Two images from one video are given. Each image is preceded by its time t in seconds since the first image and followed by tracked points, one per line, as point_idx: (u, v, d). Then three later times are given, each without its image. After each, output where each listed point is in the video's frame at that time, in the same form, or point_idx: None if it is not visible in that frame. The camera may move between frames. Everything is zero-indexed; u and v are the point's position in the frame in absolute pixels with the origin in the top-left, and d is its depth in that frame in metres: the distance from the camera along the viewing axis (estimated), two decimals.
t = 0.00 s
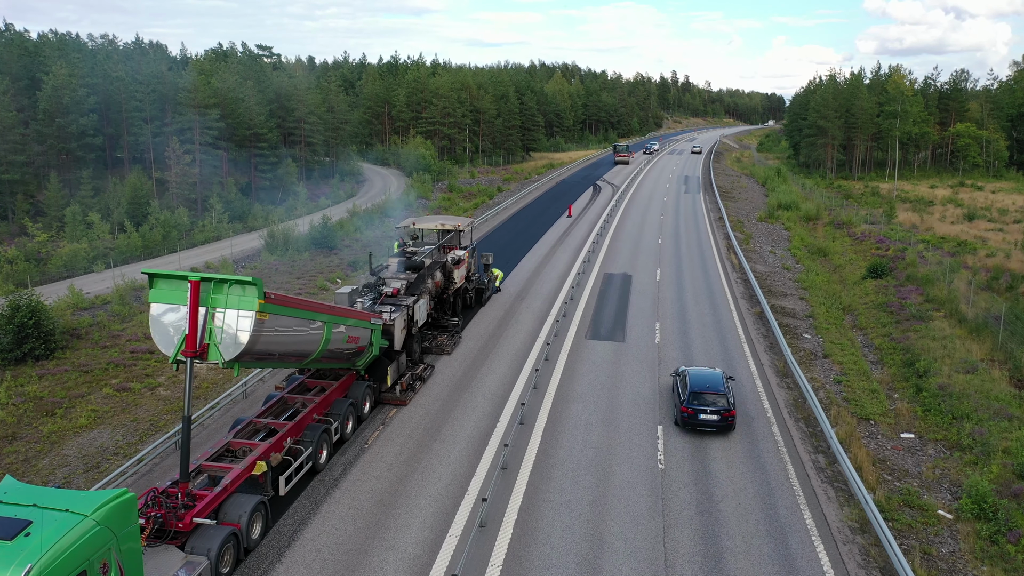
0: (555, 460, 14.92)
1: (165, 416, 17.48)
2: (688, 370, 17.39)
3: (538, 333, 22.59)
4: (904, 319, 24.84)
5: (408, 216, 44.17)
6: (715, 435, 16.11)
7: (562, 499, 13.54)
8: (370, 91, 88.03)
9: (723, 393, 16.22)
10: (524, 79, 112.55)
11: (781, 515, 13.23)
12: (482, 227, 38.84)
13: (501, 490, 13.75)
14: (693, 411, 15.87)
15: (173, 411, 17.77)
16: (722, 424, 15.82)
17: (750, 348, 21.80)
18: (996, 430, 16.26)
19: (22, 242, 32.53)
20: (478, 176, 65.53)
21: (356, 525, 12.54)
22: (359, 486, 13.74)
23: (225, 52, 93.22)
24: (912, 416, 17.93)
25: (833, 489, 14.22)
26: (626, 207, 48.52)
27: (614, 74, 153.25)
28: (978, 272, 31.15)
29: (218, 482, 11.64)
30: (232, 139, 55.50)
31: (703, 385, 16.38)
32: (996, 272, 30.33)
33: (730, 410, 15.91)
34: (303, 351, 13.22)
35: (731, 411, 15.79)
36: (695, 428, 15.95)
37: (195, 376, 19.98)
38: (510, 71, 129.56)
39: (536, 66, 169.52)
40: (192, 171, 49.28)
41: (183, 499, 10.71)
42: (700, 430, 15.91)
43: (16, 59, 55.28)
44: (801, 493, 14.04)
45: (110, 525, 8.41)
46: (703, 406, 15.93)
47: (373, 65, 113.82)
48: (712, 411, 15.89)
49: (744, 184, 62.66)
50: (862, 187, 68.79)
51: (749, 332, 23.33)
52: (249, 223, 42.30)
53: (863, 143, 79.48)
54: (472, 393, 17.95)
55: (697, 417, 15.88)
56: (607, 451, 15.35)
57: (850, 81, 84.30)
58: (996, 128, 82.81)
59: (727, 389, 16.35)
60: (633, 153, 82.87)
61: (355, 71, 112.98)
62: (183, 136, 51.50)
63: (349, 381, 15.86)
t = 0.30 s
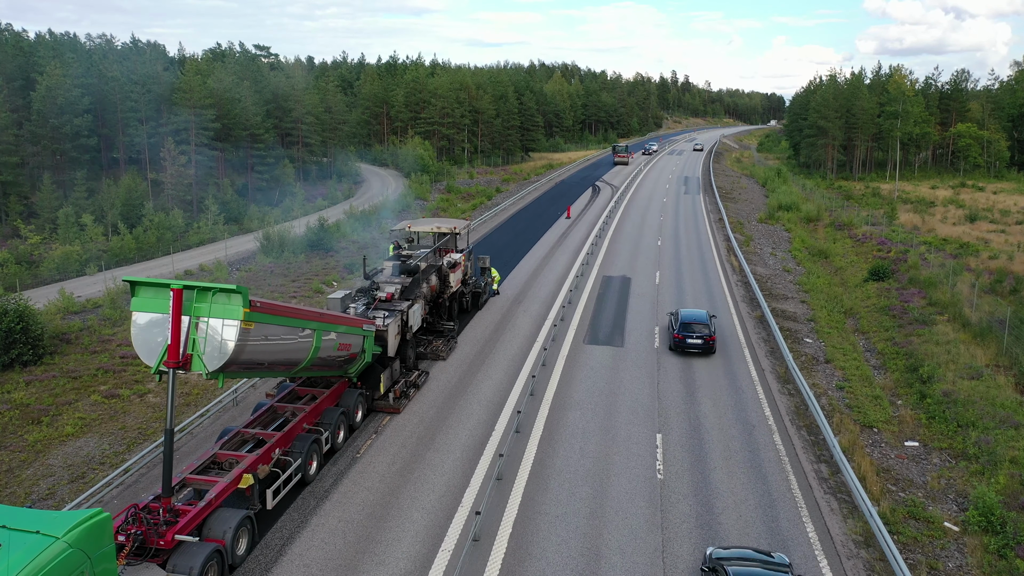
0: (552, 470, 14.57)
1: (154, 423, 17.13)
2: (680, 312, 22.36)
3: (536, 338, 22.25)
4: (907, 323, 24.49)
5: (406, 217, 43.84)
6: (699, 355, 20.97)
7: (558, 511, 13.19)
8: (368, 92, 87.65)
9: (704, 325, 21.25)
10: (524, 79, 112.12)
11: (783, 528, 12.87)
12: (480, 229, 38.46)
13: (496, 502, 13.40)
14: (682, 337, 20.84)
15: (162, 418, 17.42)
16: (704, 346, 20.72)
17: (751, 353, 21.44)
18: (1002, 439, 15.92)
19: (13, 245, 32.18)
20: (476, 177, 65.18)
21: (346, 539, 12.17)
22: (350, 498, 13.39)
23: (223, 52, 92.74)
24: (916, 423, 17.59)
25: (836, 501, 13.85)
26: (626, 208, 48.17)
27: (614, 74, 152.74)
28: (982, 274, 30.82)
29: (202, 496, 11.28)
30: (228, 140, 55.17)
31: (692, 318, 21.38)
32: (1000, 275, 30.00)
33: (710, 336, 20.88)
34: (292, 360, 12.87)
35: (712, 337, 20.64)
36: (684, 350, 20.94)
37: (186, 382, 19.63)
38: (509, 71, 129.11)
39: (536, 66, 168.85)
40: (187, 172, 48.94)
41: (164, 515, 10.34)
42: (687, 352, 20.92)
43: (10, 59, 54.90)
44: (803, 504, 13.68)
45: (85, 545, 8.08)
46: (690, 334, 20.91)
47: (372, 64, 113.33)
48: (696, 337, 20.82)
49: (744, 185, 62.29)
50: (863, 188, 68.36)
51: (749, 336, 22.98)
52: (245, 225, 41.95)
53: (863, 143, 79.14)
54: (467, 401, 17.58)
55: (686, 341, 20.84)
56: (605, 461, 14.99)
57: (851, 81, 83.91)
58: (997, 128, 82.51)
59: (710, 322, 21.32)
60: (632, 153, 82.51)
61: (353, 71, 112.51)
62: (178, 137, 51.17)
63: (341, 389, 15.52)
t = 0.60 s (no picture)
0: (549, 482, 14.24)
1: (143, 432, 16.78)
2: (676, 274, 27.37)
3: (533, 343, 21.90)
4: (909, 328, 24.13)
5: (404, 219, 43.53)
6: (691, 308, 25.88)
7: (554, 525, 12.82)
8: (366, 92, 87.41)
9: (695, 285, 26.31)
10: (523, 79, 111.84)
11: (787, 543, 12.48)
12: (478, 231, 38.11)
13: (490, 516, 13.03)
14: (678, 292, 25.82)
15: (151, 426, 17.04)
16: (695, 300, 25.70)
17: (752, 359, 21.08)
18: (1009, 448, 15.58)
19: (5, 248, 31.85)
20: (475, 178, 64.88)
21: (336, 554, 11.80)
22: (341, 512, 13.01)
23: (220, 52, 92.33)
24: (920, 432, 17.24)
25: (840, 514, 13.47)
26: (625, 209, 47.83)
27: (613, 75, 152.41)
28: (985, 277, 30.48)
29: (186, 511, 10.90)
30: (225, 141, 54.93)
31: (686, 278, 26.38)
32: (1003, 278, 29.67)
33: (700, 292, 25.89)
34: (282, 370, 12.54)
35: (702, 292, 25.60)
36: (678, 303, 25.97)
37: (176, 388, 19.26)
38: (508, 72, 128.78)
39: (536, 66, 168.46)
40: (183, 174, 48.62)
41: (146, 534, 9.96)
42: (681, 304, 25.95)
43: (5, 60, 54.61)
44: (806, 517, 13.32)
45: (53, 570, 7.74)
46: (684, 290, 25.87)
47: (370, 65, 112.98)
48: (689, 292, 25.80)
49: (744, 186, 61.96)
50: (863, 189, 68.05)
51: (750, 342, 22.63)
52: (240, 227, 41.56)
53: (863, 144, 78.84)
54: (463, 409, 17.23)
55: (681, 296, 25.79)
56: (603, 472, 14.63)
57: (851, 81, 83.57)
58: (998, 129, 82.26)
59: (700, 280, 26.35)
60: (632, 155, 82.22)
61: (351, 71, 112.18)
62: (174, 138, 50.87)
63: (332, 397, 15.17)
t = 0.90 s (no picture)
0: (545, 494, 13.88)
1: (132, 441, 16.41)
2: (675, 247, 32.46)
3: (531, 348, 21.58)
4: (913, 333, 23.76)
5: (403, 221, 43.22)
6: (687, 274, 30.79)
7: (549, 539, 12.46)
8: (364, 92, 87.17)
9: (690, 256, 31.30)
10: (523, 79, 111.52)
11: (789, 558, 12.12)
12: (475, 233, 37.76)
13: (485, 529, 12.69)
14: (676, 261, 30.77)
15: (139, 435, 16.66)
16: (691, 267, 30.62)
17: (752, 365, 20.75)
18: (1016, 459, 15.23)
19: None
20: (473, 178, 64.58)
21: (326, 570, 11.46)
22: (332, 525, 12.67)
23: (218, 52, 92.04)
24: (925, 441, 16.90)
25: (843, 527, 13.11)
26: (624, 210, 47.47)
27: (613, 75, 151.93)
28: (988, 281, 30.13)
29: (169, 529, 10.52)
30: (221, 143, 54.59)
31: (683, 250, 31.47)
32: (1006, 282, 29.32)
33: (695, 262, 30.84)
34: (270, 381, 12.18)
35: (697, 261, 30.51)
36: (676, 270, 31.04)
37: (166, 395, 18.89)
38: (507, 72, 128.36)
39: (535, 67, 168.00)
40: (178, 175, 48.26)
41: (126, 553, 9.59)
42: (678, 271, 30.99)
43: None
44: (809, 531, 12.97)
45: None
46: (681, 259, 30.84)
47: (368, 65, 112.55)
48: (685, 262, 30.74)
49: (744, 187, 61.60)
50: (864, 190, 67.66)
51: (751, 347, 22.30)
52: (236, 229, 41.20)
53: (864, 144, 78.51)
54: (458, 418, 16.88)
55: (678, 264, 30.74)
56: (601, 483, 14.30)
57: (852, 81, 83.18)
58: (999, 129, 81.92)
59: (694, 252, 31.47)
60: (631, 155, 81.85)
61: (350, 71, 111.72)
62: (169, 140, 50.51)
63: (324, 407, 14.82)
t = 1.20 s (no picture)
0: (541, 507, 13.53)
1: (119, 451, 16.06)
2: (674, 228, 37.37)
3: (528, 354, 21.25)
4: (916, 338, 23.40)
5: (400, 222, 42.95)
6: (685, 250, 35.56)
7: (545, 555, 12.09)
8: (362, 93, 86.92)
9: (687, 235, 36.04)
10: (522, 79, 111.24)
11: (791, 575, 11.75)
12: (473, 235, 37.42)
13: (479, 544, 12.34)
14: (675, 239, 35.45)
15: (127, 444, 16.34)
16: (688, 244, 35.40)
17: (754, 372, 20.40)
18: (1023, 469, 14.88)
19: None
20: (472, 179, 64.27)
21: None
22: (321, 540, 12.31)
23: (216, 52, 91.69)
24: (930, 450, 16.55)
25: (847, 541, 12.75)
26: (623, 212, 47.13)
27: (613, 75, 151.60)
28: (992, 284, 29.77)
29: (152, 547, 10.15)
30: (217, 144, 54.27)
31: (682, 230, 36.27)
32: (1010, 285, 28.95)
33: (691, 239, 35.59)
34: (257, 393, 11.85)
35: (693, 239, 35.20)
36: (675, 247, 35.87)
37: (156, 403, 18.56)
38: (507, 72, 128.03)
39: (535, 67, 167.69)
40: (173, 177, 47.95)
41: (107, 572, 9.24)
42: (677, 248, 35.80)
43: None
44: (812, 545, 12.61)
45: None
46: (679, 238, 35.51)
47: (367, 65, 112.25)
48: (683, 239, 35.49)
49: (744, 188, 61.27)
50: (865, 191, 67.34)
51: (752, 352, 21.95)
52: (231, 231, 40.87)
53: (864, 145, 78.15)
54: (453, 427, 16.53)
55: (677, 242, 35.48)
56: (598, 495, 13.95)
57: (853, 81, 82.79)
58: (1001, 130, 81.55)
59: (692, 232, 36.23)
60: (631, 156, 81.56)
61: (348, 71, 111.47)
62: (164, 141, 50.20)
63: (315, 417, 14.48)
